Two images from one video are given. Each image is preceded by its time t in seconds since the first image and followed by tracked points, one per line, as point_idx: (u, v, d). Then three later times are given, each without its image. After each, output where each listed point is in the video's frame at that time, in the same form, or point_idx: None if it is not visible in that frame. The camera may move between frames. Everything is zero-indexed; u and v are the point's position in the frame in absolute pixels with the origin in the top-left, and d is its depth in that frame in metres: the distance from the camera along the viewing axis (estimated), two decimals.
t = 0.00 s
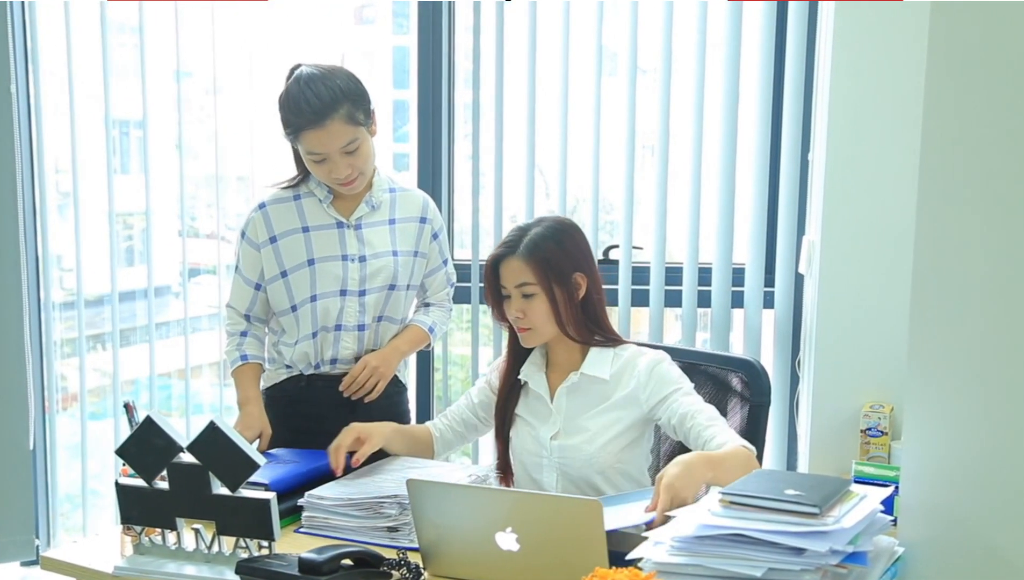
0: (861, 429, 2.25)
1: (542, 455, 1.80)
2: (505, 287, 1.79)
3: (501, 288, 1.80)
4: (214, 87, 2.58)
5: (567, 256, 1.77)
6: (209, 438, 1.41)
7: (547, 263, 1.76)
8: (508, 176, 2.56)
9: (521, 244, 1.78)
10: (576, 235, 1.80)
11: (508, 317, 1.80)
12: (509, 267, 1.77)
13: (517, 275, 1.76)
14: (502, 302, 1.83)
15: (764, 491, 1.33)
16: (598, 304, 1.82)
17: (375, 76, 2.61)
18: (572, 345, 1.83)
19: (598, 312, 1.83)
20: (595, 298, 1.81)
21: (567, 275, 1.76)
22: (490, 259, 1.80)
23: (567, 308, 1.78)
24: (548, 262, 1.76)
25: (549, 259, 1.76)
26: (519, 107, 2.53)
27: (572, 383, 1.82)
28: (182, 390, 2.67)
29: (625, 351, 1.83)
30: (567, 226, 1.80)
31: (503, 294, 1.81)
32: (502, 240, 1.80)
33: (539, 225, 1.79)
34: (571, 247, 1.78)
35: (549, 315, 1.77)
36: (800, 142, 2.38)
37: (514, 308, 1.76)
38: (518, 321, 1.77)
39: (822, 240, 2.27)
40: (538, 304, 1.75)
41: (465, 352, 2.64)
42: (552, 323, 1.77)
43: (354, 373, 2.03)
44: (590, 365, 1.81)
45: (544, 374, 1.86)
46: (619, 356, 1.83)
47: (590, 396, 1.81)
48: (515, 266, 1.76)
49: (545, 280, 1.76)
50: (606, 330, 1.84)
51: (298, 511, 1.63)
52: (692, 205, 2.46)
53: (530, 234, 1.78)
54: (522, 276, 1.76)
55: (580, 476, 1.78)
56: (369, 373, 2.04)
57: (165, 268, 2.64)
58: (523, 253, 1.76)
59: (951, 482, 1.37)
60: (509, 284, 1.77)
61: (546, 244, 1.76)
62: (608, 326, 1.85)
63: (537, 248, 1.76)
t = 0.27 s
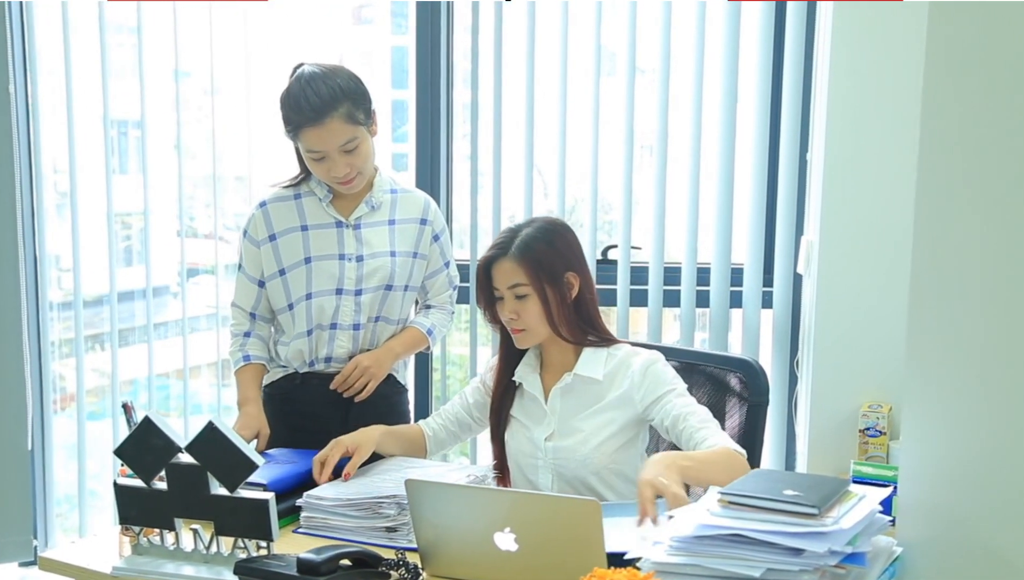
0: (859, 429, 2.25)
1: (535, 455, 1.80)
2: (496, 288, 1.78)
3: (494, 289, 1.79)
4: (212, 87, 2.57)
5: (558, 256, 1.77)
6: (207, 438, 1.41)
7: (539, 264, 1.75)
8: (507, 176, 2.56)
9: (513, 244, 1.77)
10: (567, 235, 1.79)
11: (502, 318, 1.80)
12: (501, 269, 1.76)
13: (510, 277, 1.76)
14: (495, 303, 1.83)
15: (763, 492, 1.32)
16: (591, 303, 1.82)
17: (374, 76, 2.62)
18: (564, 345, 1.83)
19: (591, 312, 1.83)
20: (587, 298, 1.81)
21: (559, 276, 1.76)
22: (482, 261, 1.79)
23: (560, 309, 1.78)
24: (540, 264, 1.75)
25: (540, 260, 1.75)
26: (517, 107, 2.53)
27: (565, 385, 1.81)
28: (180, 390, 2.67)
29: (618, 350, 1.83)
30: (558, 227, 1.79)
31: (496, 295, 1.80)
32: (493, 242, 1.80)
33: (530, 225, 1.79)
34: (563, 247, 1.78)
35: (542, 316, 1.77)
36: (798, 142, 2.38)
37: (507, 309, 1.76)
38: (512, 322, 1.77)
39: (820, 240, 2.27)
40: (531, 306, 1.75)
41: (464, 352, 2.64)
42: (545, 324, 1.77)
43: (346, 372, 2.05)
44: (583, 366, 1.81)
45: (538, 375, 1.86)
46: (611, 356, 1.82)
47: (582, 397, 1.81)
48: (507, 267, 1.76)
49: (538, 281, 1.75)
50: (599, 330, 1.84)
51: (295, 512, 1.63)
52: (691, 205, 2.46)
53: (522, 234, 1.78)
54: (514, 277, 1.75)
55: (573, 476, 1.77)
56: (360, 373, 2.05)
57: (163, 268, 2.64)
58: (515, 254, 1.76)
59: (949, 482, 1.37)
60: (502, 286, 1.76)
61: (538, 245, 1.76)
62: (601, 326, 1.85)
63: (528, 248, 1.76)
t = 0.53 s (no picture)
0: (856, 429, 2.25)
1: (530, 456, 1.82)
2: (493, 288, 1.78)
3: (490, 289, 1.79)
4: (209, 87, 2.58)
5: (554, 256, 1.76)
6: (204, 439, 1.41)
7: (535, 264, 1.75)
8: (504, 177, 2.56)
9: (509, 244, 1.77)
10: (563, 235, 1.79)
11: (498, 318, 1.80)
12: (497, 269, 1.76)
13: (505, 277, 1.75)
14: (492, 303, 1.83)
15: (759, 492, 1.33)
16: (588, 303, 1.82)
17: (372, 77, 2.62)
18: (561, 346, 1.83)
19: (588, 312, 1.82)
20: (584, 298, 1.80)
21: (555, 276, 1.76)
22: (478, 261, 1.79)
23: (555, 309, 1.77)
24: (536, 264, 1.75)
25: (536, 260, 1.75)
26: (514, 107, 2.53)
27: (558, 385, 1.82)
28: (178, 391, 2.69)
29: (613, 351, 1.82)
30: (554, 227, 1.79)
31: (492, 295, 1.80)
32: (490, 241, 1.80)
33: (527, 225, 1.79)
34: (559, 247, 1.77)
35: (538, 317, 1.77)
36: (795, 143, 2.38)
37: (503, 310, 1.76)
38: (508, 322, 1.77)
39: (817, 240, 2.27)
40: (527, 306, 1.75)
41: (461, 352, 2.64)
42: (541, 324, 1.77)
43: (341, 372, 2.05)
44: (578, 367, 1.81)
45: (535, 375, 1.86)
46: (604, 356, 1.82)
47: (577, 398, 1.82)
48: (502, 267, 1.75)
49: (533, 281, 1.75)
50: (596, 330, 1.84)
51: (292, 514, 1.62)
52: (688, 206, 2.46)
53: (519, 234, 1.78)
54: (510, 278, 1.75)
55: (569, 476, 1.79)
56: (355, 372, 2.05)
57: (161, 269, 2.65)
58: (511, 254, 1.75)
59: (946, 482, 1.37)
60: (498, 286, 1.76)
61: (534, 245, 1.76)
62: (598, 326, 1.84)
63: (524, 248, 1.76)
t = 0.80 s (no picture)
0: (854, 429, 2.25)
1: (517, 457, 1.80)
2: (484, 288, 1.78)
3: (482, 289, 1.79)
4: (207, 88, 2.59)
5: (545, 256, 1.76)
6: (202, 440, 1.40)
7: (526, 264, 1.74)
8: (502, 178, 2.56)
9: (500, 244, 1.77)
10: (554, 235, 1.79)
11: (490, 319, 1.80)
12: (488, 269, 1.76)
13: (496, 277, 1.75)
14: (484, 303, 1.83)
15: (757, 492, 1.33)
16: (580, 303, 1.81)
17: (369, 77, 2.62)
18: (550, 348, 1.82)
19: (578, 314, 1.82)
20: (575, 299, 1.80)
21: (546, 276, 1.75)
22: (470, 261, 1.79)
23: (544, 311, 1.76)
24: (527, 264, 1.74)
25: (527, 260, 1.74)
26: (512, 108, 2.53)
27: (543, 389, 1.82)
28: (177, 392, 2.69)
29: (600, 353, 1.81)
30: (545, 227, 1.79)
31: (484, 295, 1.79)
32: (481, 242, 1.80)
33: (518, 225, 1.79)
34: (549, 247, 1.77)
35: (529, 317, 1.76)
36: (792, 144, 2.38)
37: (495, 310, 1.76)
38: (499, 323, 1.77)
39: (815, 241, 2.27)
40: (519, 306, 1.75)
41: (459, 353, 2.64)
42: (533, 325, 1.77)
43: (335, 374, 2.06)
44: (561, 371, 1.80)
45: (528, 375, 1.86)
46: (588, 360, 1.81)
47: (560, 401, 1.81)
48: (493, 267, 1.75)
49: (524, 281, 1.74)
50: (586, 333, 1.84)
51: (289, 514, 1.63)
52: (686, 206, 2.46)
53: (510, 234, 1.78)
54: (501, 278, 1.75)
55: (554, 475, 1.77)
56: (350, 375, 2.05)
57: (159, 270, 2.66)
58: (502, 253, 1.75)
59: (943, 483, 1.37)
60: (489, 285, 1.76)
61: (525, 245, 1.75)
62: (588, 328, 1.84)
63: (515, 248, 1.75)
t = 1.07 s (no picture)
0: (852, 430, 2.25)
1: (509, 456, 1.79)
2: (474, 290, 1.77)
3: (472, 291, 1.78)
4: (205, 89, 2.58)
5: (535, 258, 1.75)
6: (199, 440, 1.40)
7: (515, 267, 1.73)
8: (500, 178, 2.56)
9: (489, 247, 1.75)
10: (544, 237, 1.78)
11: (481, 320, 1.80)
12: (478, 272, 1.75)
13: (485, 280, 1.74)
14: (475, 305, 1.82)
15: (755, 493, 1.33)
16: (571, 305, 1.80)
17: (368, 77, 2.62)
18: (540, 349, 1.82)
19: (570, 315, 1.82)
20: (565, 301, 1.79)
21: (535, 279, 1.74)
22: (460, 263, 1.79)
23: (534, 314, 1.75)
24: (516, 267, 1.73)
25: (516, 263, 1.73)
26: (509, 109, 2.53)
27: (535, 389, 1.82)
28: (175, 393, 2.68)
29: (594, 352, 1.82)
30: (534, 228, 1.77)
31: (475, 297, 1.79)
32: (471, 243, 1.79)
33: (508, 227, 1.78)
34: (539, 249, 1.76)
35: (520, 320, 1.76)
36: (790, 145, 2.38)
37: (486, 312, 1.76)
38: (490, 324, 1.77)
39: (812, 242, 2.27)
40: (509, 309, 1.74)
41: (458, 354, 2.64)
42: (524, 327, 1.76)
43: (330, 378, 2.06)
44: (554, 371, 1.80)
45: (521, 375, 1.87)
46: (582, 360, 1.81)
47: (554, 402, 1.81)
48: (483, 270, 1.74)
49: (513, 284, 1.73)
50: (578, 333, 1.84)
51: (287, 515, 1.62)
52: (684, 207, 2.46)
53: (500, 237, 1.76)
54: (490, 281, 1.74)
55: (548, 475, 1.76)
56: (346, 378, 2.06)
57: (157, 271, 2.66)
58: (491, 257, 1.74)
59: (941, 483, 1.37)
60: (479, 288, 1.75)
61: (514, 248, 1.74)
62: (580, 328, 1.84)
63: (504, 251, 1.74)
